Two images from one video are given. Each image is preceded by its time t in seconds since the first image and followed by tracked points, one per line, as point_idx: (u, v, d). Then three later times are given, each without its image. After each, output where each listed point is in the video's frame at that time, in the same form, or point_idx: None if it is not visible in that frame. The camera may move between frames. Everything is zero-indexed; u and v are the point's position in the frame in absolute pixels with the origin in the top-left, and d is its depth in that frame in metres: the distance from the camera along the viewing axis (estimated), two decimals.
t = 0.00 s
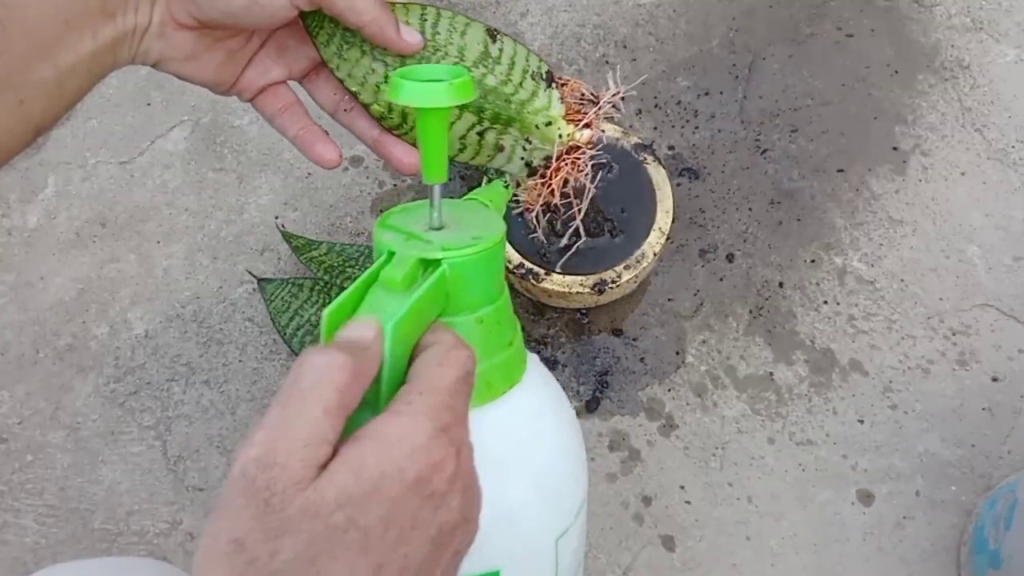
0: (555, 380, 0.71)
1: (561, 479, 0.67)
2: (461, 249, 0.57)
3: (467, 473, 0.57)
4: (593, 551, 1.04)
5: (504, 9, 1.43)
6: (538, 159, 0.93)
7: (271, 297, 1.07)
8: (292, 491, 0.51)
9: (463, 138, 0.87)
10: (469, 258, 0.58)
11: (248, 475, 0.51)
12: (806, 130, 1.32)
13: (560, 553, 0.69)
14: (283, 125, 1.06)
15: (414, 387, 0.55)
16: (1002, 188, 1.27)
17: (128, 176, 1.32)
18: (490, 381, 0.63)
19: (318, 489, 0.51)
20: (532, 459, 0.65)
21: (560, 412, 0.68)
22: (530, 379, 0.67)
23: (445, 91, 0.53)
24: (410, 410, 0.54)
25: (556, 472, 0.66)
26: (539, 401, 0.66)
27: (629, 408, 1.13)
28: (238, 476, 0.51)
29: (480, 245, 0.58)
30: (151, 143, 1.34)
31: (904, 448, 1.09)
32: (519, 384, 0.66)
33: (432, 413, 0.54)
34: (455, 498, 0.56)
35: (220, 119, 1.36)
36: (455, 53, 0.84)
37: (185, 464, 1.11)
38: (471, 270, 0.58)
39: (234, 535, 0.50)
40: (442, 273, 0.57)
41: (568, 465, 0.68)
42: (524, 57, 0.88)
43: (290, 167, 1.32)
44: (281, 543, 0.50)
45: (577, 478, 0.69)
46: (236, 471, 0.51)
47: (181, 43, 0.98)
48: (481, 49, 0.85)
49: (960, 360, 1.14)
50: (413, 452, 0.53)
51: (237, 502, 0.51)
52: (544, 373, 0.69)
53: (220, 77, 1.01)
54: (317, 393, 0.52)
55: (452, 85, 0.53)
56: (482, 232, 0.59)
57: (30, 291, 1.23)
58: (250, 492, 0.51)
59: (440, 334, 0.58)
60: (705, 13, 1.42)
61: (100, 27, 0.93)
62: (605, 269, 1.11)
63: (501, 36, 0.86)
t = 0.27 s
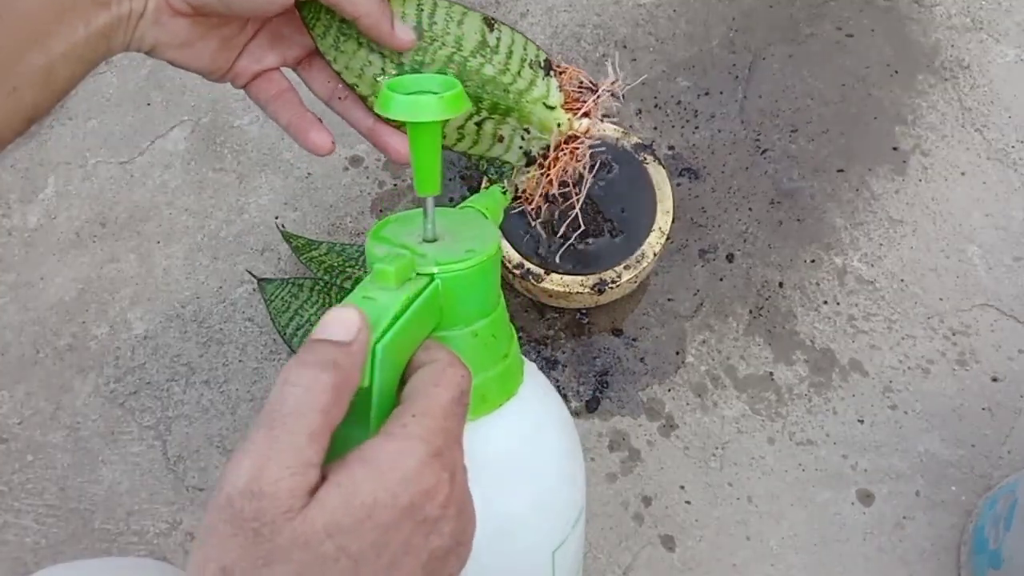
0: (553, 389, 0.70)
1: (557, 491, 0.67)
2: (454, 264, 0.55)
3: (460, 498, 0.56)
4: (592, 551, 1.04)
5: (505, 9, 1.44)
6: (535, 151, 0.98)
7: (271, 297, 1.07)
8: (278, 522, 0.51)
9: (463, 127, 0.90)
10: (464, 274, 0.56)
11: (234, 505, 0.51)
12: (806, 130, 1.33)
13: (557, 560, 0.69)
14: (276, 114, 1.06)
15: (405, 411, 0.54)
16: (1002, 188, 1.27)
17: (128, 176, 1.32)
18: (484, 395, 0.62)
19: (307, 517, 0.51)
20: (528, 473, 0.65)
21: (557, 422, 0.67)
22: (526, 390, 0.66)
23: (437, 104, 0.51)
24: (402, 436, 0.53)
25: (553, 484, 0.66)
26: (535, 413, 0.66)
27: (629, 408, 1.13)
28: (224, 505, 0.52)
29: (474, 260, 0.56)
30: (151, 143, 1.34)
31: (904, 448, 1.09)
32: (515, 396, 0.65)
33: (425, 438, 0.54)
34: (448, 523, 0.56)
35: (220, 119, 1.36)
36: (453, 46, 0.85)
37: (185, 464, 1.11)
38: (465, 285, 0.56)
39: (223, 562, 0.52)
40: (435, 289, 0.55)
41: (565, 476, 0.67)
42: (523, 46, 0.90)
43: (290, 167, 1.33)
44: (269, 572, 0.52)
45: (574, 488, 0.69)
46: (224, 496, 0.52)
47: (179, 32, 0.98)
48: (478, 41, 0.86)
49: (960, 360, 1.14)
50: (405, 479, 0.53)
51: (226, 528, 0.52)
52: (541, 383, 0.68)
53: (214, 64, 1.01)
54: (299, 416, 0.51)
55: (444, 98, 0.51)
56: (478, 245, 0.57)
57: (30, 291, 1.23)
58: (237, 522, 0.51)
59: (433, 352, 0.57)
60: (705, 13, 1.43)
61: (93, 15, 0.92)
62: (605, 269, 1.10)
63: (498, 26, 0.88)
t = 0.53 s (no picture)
0: (548, 386, 0.70)
1: (556, 489, 0.67)
2: (445, 265, 0.55)
3: (463, 498, 0.57)
4: (592, 551, 1.03)
5: (505, 9, 1.44)
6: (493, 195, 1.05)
7: (271, 297, 1.08)
8: (281, 528, 0.50)
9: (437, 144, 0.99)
10: (457, 274, 0.56)
11: (235, 512, 0.50)
12: (806, 130, 1.33)
13: (557, 556, 0.70)
14: (275, 85, 1.06)
15: (405, 413, 0.54)
16: (1002, 188, 1.27)
17: (128, 176, 1.32)
18: (480, 393, 0.62)
19: (310, 521, 0.50)
20: (525, 472, 0.65)
21: (554, 420, 0.67)
22: (523, 387, 0.66)
23: (422, 106, 0.50)
24: (403, 437, 0.54)
25: (551, 482, 0.66)
26: (532, 412, 0.66)
27: (629, 408, 1.13)
28: (224, 513, 0.50)
29: (465, 260, 0.56)
30: (151, 143, 1.35)
31: (904, 448, 1.08)
32: (511, 395, 0.65)
33: (425, 439, 0.54)
34: (451, 524, 0.57)
35: (220, 120, 1.37)
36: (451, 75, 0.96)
37: (185, 464, 1.11)
38: (457, 285, 0.56)
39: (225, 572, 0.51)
40: (427, 289, 0.55)
41: (563, 474, 0.67)
42: (520, 113, 1.01)
43: (291, 167, 1.33)
44: None
45: (572, 484, 0.69)
46: (223, 503, 0.50)
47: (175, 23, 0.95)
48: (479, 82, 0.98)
49: (960, 360, 1.14)
50: (407, 481, 0.53)
51: (228, 535, 0.50)
52: (536, 381, 0.68)
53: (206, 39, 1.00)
54: (294, 423, 0.50)
55: (429, 99, 0.51)
56: (467, 245, 0.57)
57: (30, 291, 1.23)
58: (238, 530, 0.50)
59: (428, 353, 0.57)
60: (705, 13, 1.43)
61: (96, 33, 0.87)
62: (605, 269, 1.10)
63: (506, 89, 1.00)
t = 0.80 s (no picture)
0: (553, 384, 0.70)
1: (563, 485, 0.67)
2: (457, 258, 0.55)
3: (473, 491, 0.56)
4: (592, 551, 1.03)
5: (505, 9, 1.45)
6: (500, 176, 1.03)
7: (270, 297, 1.06)
8: (294, 520, 0.50)
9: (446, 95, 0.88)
10: (469, 269, 0.56)
11: (250, 505, 0.51)
12: (806, 130, 1.33)
13: (562, 554, 0.70)
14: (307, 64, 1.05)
15: (416, 406, 0.54)
16: (1002, 188, 1.27)
17: (128, 176, 1.32)
18: (489, 389, 0.62)
19: (322, 514, 0.50)
20: (535, 466, 0.65)
21: (559, 417, 0.68)
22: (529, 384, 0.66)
23: (436, 100, 0.51)
24: (413, 430, 0.53)
25: (559, 477, 0.67)
26: (540, 406, 0.66)
27: (629, 408, 1.12)
28: (240, 505, 0.51)
29: (475, 255, 0.56)
30: (151, 143, 1.36)
31: (904, 448, 1.08)
32: (518, 391, 0.65)
33: (435, 431, 0.54)
34: (462, 517, 0.56)
35: (220, 119, 1.38)
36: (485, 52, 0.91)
37: (185, 464, 1.11)
38: (468, 280, 0.56)
39: (241, 565, 0.51)
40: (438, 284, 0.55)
41: (570, 469, 0.68)
42: (546, 99, 0.99)
43: (291, 167, 1.33)
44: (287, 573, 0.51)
45: (578, 480, 0.69)
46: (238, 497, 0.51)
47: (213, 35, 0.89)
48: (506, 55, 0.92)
49: (960, 360, 1.14)
50: (417, 473, 0.53)
51: (242, 529, 0.51)
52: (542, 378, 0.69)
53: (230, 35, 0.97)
54: (318, 418, 0.51)
55: (442, 93, 0.52)
56: (478, 240, 0.57)
57: (30, 291, 1.23)
58: (253, 522, 0.51)
59: (438, 347, 0.57)
60: (705, 14, 1.44)
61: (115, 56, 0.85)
62: (604, 270, 1.10)
63: (541, 74, 0.97)
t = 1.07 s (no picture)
0: (562, 387, 0.70)
1: (574, 489, 0.67)
2: (476, 261, 0.54)
3: (493, 499, 0.56)
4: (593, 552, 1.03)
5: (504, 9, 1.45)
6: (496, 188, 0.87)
7: (270, 297, 1.06)
8: (320, 530, 0.50)
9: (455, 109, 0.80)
10: (488, 272, 0.55)
11: (274, 515, 0.50)
12: (806, 130, 1.33)
13: (572, 557, 0.70)
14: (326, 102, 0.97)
15: (435, 411, 0.53)
16: (1002, 188, 1.27)
17: (128, 175, 1.33)
18: (504, 394, 0.61)
19: (347, 524, 0.51)
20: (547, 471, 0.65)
21: (569, 419, 0.68)
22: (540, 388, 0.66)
23: (461, 103, 0.50)
24: (435, 437, 0.53)
25: (570, 479, 0.66)
26: (551, 411, 0.66)
27: (629, 408, 1.12)
28: (264, 516, 0.51)
29: (494, 258, 0.55)
30: (151, 143, 1.36)
31: (903, 448, 1.08)
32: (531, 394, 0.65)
33: (455, 438, 0.53)
34: (482, 525, 0.56)
35: (220, 119, 1.38)
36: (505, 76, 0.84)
37: (185, 464, 1.11)
38: (487, 284, 0.55)
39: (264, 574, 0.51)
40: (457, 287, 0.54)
41: (581, 473, 0.68)
42: (565, 136, 0.87)
43: (290, 167, 1.33)
44: None
45: (589, 484, 0.69)
46: (263, 505, 0.51)
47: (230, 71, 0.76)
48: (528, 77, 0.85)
49: (960, 360, 1.14)
50: (440, 481, 0.53)
51: (268, 539, 0.51)
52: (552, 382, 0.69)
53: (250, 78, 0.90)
54: (341, 424, 0.51)
55: (467, 96, 0.51)
56: (496, 243, 0.56)
57: (30, 291, 1.23)
58: (278, 532, 0.51)
59: (456, 350, 0.56)
60: (705, 13, 1.44)
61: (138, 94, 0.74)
62: (604, 270, 1.10)
63: (561, 108, 0.86)
